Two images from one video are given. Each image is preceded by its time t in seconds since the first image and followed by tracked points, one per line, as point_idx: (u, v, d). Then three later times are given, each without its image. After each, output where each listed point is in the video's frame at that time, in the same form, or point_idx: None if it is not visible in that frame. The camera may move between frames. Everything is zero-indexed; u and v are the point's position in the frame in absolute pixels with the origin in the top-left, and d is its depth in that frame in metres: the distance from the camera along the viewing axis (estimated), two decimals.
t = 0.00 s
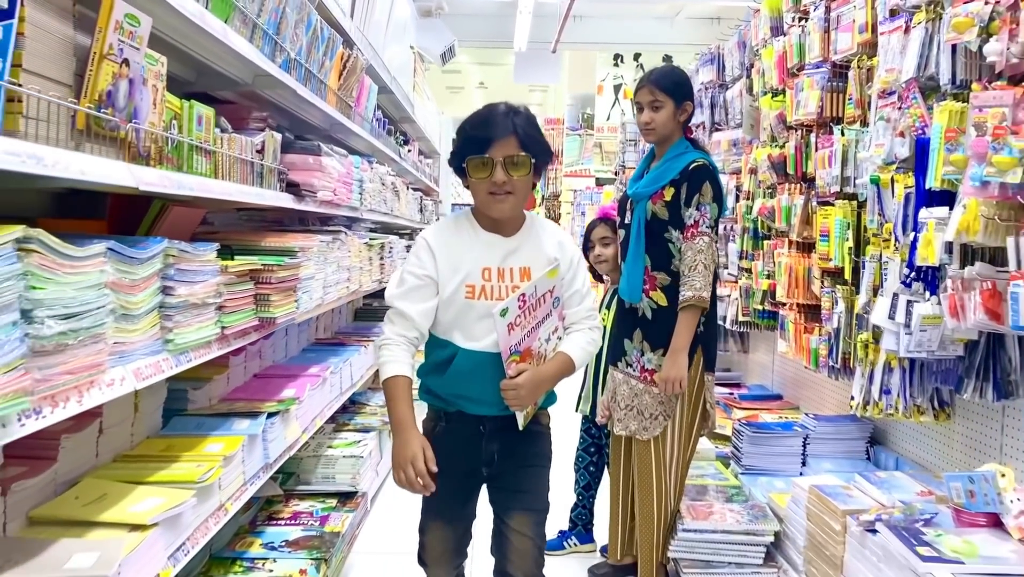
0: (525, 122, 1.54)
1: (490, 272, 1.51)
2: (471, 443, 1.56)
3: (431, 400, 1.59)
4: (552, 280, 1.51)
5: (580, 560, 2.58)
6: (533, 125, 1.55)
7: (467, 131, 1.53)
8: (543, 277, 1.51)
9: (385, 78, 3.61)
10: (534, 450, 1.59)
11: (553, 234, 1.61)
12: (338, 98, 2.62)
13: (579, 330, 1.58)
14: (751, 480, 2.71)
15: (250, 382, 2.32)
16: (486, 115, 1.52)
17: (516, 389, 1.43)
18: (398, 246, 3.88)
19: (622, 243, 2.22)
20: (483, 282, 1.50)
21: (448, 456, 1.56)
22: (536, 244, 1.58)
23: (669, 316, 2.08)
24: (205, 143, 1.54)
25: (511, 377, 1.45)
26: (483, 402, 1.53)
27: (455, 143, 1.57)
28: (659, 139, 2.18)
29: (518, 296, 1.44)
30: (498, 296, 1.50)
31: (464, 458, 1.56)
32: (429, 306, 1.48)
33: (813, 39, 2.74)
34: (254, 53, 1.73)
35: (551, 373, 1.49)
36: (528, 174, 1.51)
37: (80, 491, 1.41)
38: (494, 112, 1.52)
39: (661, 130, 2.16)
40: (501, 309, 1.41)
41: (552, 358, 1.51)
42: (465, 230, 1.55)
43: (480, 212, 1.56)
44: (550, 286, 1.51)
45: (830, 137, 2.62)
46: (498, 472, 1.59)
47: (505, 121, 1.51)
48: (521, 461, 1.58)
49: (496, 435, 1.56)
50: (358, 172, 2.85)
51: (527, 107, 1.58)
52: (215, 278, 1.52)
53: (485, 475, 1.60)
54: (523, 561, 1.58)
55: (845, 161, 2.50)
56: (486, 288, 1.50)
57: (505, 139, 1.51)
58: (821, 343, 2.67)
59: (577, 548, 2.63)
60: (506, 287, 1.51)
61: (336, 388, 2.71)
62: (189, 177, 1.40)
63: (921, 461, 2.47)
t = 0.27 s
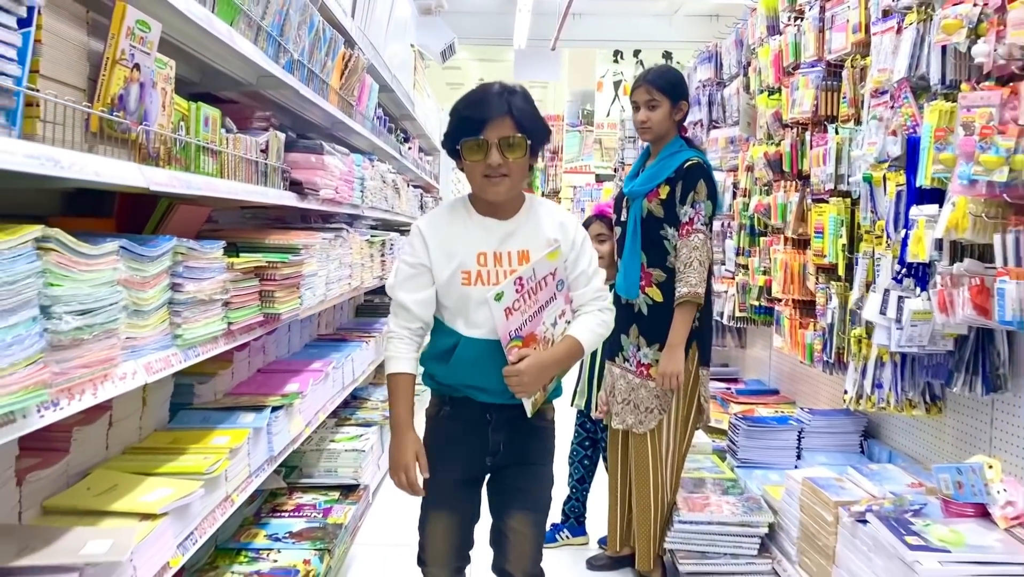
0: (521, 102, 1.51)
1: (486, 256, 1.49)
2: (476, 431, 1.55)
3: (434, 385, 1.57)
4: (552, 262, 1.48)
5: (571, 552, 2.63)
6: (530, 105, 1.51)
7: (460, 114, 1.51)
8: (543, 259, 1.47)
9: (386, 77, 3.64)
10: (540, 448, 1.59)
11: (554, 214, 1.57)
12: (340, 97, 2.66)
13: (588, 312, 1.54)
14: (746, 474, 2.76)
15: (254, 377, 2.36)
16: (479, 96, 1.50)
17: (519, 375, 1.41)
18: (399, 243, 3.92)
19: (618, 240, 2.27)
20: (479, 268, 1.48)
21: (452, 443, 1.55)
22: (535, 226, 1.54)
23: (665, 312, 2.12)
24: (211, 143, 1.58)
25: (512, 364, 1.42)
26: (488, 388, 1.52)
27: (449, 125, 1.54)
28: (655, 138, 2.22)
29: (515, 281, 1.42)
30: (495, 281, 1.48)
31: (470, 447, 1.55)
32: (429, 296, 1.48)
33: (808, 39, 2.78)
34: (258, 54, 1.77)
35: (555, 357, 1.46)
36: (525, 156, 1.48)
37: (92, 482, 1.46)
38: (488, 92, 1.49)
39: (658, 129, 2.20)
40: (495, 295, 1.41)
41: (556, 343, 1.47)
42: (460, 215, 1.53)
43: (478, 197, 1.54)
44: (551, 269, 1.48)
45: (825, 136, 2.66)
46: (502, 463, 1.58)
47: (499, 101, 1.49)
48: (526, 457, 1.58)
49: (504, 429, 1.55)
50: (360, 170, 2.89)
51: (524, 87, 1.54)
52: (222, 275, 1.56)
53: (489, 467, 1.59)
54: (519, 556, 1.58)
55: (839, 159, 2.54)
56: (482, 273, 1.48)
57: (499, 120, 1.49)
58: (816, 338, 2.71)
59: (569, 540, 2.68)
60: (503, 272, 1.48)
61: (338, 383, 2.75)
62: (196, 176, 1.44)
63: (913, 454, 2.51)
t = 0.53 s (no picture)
0: (513, 87, 1.50)
1: (480, 246, 1.49)
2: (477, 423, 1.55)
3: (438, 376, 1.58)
4: (549, 246, 1.47)
5: (563, 545, 2.67)
6: (522, 91, 1.50)
7: (449, 104, 1.50)
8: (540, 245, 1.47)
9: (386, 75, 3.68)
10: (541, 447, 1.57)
11: (550, 198, 1.56)
12: (341, 97, 2.69)
13: (594, 297, 1.52)
14: (741, 467, 2.81)
15: (257, 372, 2.41)
16: (469, 83, 1.48)
17: (519, 363, 1.40)
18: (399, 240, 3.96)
19: (613, 238, 2.31)
20: (473, 258, 1.48)
21: (453, 434, 1.55)
22: (530, 212, 1.54)
23: (660, 308, 2.17)
24: (216, 144, 1.62)
25: (512, 353, 1.41)
26: (490, 377, 1.51)
27: (437, 114, 1.54)
28: (649, 137, 2.26)
29: (510, 268, 1.43)
30: (491, 269, 1.48)
31: (472, 440, 1.55)
32: (425, 288, 1.52)
33: (802, 38, 2.82)
34: (261, 56, 1.81)
35: (557, 344, 1.44)
36: (517, 144, 1.47)
37: (101, 473, 1.50)
38: (478, 80, 1.49)
39: (652, 129, 2.24)
40: (489, 283, 1.42)
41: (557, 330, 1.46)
42: (453, 207, 1.54)
43: (471, 186, 1.54)
44: (549, 254, 1.48)
45: (819, 134, 2.70)
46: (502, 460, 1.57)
47: (490, 88, 1.48)
48: (528, 454, 1.56)
49: (506, 424, 1.55)
50: (360, 168, 2.93)
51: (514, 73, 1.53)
52: (227, 272, 1.60)
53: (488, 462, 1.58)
54: (518, 555, 1.56)
55: (832, 157, 2.58)
56: (477, 263, 1.48)
57: (490, 107, 1.48)
58: (810, 334, 2.75)
59: (560, 533, 2.72)
60: (499, 260, 1.48)
61: (339, 378, 2.80)
62: (202, 177, 1.48)
63: (904, 447, 2.56)
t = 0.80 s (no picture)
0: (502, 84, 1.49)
1: (473, 247, 1.47)
2: (480, 427, 1.53)
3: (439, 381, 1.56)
4: (546, 241, 1.45)
5: (555, 538, 2.71)
6: (510, 89, 1.50)
7: (436, 105, 1.50)
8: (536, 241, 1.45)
9: (385, 75, 3.71)
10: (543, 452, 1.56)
11: (544, 193, 1.54)
12: (341, 97, 2.73)
13: (598, 291, 1.49)
14: (736, 461, 2.86)
15: (260, 368, 2.45)
16: (457, 82, 1.48)
17: (517, 363, 1.37)
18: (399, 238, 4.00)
19: (609, 236, 2.35)
20: (467, 259, 1.46)
21: (456, 437, 1.53)
22: (524, 209, 1.52)
23: (654, 305, 2.22)
24: (220, 146, 1.67)
25: (510, 353, 1.39)
26: (493, 383, 1.50)
27: (424, 115, 1.53)
28: (644, 137, 2.30)
29: (503, 267, 1.41)
30: (486, 270, 1.46)
31: (476, 444, 1.54)
32: (417, 292, 1.53)
33: (797, 39, 2.86)
34: (264, 59, 1.85)
35: (559, 342, 1.41)
36: (507, 143, 1.46)
37: (110, 466, 1.54)
38: (467, 79, 1.48)
39: (647, 129, 2.28)
40: (482, 283, 1.40)
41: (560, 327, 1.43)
42: (445, 210, 1.54)
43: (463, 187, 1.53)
44: (546, 249, 1.45)
45: (812, 134, 2.74)
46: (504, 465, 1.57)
47: (478, 87, 1.48)
48: (530, 458, 1.56)
49: (510, 428, 1.53)
50: (360, 167, 2.97)
51: (503, 71, 1.54)
52: (231, 271, 1.64)
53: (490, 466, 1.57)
54: (517, 555, 1.56)
55: (825, 157, 2.62)
56: (472, 264, 1.47)
57: (479, 105, 1.48)
58: (803, 330, 2.79)
59: (552, 527, 2.76)
60: (494, 260, 1.47)
61: (341, 374, 2.85)
62: (207, 177, 1.52)
63: (896, 441, 2.60)
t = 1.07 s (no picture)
0: (492, 92, 1.46)
1: (466, 259, 1.45)
2: (483, 444, 1.52)
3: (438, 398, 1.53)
4: (541, 251, 1.41)
5: (549, 532, 2.75)
6: (499, 94, 1.47)
7: (424, 115, 1.47)
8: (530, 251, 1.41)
9: (385, 74, 3.75)
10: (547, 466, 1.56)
11: (538, 200, 1.50)
12: (342, 98, 2.77)
13: (598, 298, 1.44)
14: (731, 455, 2.90)
15: (262, 365, 2.50)
16: (444, 91, 1.45)
17: (516, 376, 1.34)
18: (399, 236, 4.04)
19: (604, 235, 2.39)
20: (460, 272, 1.44)
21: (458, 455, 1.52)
22: (517, 218, 1.48)
23: (649, 302, 2.26)
24: (225, 148, 1.71)
25: (508, 367, 1.36)
26: (492, 399, 1.47)
27: (412, 126, 1.51)
28: (639, 137, 2.34)
29: (496, 280, 1.38)
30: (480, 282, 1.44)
31: (478, 461, 1.53)
32: (412, 304, 1.53)
33: (791, 39, 2.90)
34: (267, 63, 1.89)
35: (558, 352, 1.38)
36: (498, 152, 1.43)
37: (118, 460, 1.59)
38: (454, 87, 1.45)
39: (642, 129, 2.32)
40: (474, 297, 1.37)
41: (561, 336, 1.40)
42: (437, 223, 1.51)
43: (455, 199, 1.50)
44: (541, 259, 1.41)
45: (806, 133, 2.78)
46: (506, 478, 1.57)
47: (466, 95, 1.44)
48: (533, 471, 1.55)
49: (513, 445, 1.52)
50: (360, 167, 3.01)
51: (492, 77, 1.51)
52: (235, 270, 1.68)
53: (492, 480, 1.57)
54: (517, 560, 1.58)
55: (819, 156, 2.67)
56: (465, 277, 1.44)
57: (468, 114, 1.44)
58: (797, 326, 2.84)
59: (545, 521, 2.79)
60: (488, 272, 1.44)
61: (342, 371, 2.89)
62: (212, 179, 1.57)
63: (888, 436, 2.65)
